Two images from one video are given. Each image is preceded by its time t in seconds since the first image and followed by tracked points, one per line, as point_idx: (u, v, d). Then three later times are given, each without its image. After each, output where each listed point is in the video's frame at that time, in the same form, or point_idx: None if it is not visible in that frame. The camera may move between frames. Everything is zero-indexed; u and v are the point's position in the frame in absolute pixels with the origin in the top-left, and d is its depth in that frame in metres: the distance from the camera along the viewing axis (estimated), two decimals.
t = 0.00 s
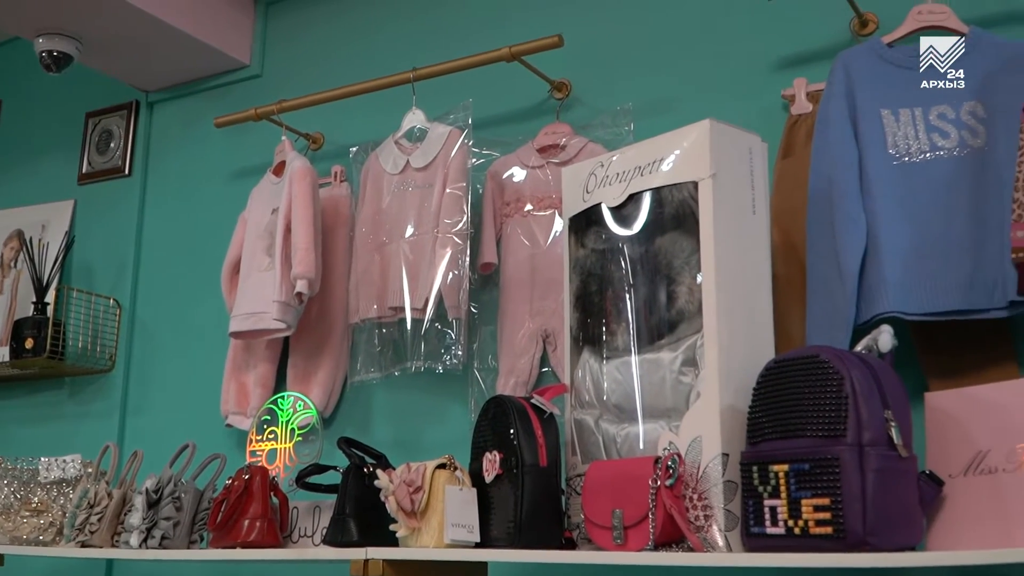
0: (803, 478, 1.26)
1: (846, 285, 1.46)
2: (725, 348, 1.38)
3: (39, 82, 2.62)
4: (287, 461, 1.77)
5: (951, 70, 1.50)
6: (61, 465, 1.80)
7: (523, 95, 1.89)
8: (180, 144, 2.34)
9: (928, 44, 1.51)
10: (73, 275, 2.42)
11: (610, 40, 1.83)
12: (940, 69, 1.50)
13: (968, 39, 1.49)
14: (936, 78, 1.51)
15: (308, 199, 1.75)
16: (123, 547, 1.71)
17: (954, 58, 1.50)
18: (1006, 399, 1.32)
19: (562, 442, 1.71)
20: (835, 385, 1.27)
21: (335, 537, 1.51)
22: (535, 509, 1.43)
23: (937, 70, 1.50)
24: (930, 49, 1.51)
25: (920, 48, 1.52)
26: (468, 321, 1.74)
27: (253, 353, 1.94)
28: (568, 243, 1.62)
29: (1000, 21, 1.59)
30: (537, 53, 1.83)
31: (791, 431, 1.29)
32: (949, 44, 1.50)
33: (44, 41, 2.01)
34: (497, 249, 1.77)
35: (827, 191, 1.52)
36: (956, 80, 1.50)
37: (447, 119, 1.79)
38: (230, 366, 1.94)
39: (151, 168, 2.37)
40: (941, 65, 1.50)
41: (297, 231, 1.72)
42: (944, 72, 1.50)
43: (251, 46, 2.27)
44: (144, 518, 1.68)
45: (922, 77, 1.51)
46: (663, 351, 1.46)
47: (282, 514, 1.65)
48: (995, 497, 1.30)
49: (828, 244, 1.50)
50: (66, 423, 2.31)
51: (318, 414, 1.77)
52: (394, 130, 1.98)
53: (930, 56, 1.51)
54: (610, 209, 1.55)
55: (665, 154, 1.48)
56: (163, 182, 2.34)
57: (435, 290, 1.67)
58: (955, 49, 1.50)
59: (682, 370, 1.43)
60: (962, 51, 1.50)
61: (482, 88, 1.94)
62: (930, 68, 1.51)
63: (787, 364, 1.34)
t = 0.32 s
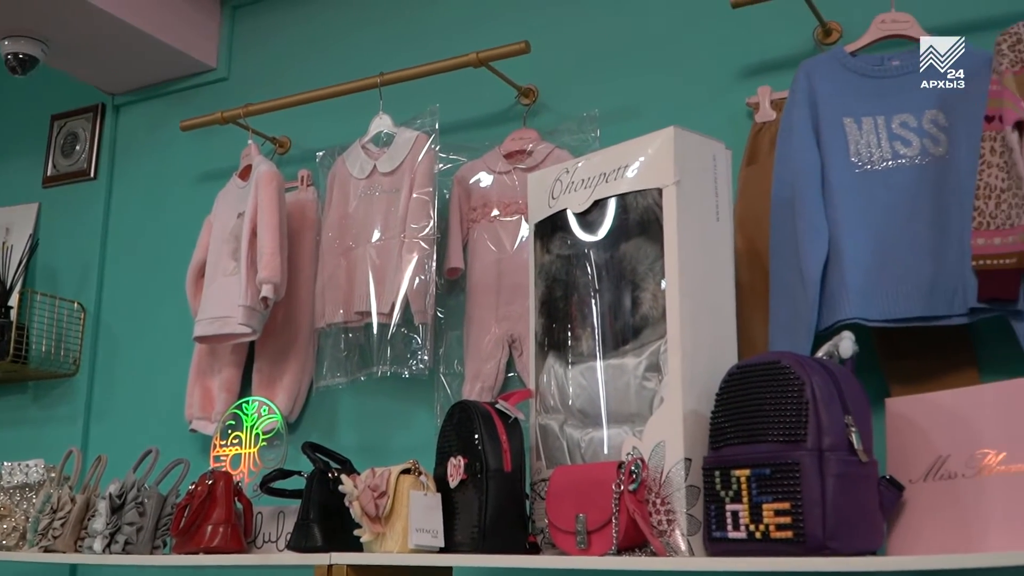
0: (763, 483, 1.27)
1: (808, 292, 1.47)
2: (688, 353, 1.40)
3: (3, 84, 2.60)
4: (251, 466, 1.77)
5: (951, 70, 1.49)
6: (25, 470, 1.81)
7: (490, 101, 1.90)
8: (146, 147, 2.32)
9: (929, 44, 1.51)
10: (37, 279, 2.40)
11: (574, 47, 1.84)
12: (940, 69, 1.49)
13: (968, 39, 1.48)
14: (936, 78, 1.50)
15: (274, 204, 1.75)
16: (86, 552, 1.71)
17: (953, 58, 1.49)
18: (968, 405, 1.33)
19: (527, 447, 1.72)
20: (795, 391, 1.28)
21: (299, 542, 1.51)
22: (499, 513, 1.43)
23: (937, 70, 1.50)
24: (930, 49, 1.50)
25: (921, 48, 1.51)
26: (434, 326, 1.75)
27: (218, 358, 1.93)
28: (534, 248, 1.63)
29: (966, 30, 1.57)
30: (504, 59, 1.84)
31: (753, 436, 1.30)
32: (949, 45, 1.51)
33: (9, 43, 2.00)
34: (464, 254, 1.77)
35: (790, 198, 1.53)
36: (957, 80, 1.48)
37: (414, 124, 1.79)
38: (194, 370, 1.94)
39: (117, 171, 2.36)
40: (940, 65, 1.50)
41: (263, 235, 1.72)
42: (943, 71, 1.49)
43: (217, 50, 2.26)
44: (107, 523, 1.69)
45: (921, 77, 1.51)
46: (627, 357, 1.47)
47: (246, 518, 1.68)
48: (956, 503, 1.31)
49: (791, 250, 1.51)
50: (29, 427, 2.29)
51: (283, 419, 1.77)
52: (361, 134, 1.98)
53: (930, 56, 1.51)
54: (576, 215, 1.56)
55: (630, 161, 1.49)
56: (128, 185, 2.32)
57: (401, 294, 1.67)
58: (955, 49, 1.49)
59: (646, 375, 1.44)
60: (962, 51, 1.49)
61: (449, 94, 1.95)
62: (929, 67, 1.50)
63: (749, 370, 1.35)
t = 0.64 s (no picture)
0: (724, 487, 1.28)
1: (770, 297, 1.48)
2: (650, 359, 1.40)
3: None
4: (213, 472, 1.77)
5: (951, 70, 1.48)
6: None
7: (456, 105, 1.90)
8: (110, 149, 2.31)
9: (929, 45, 1.52)
10: None
11: (539, 53, 1.85)
12: (940, 68, 1.48)
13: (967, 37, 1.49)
14: (936, 78, 1.48)
15: (238, 207, 1.75)
16: (48, 556, 1.71)
17: (953, 58, 1.48)
18: (929, 411, 1.34)
19: (490, 451, 1.72)
20: (756, 396, 1.29)
21: (260, 547, 1.51)
22: (462, 516, 1.44)
23: (937, 70, 1.48)
24: (930, 49, 1.51)
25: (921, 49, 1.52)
26: (399, 331, 1.75)
27: (181, 362, 1.92)
28: (498, 253, 1.63)
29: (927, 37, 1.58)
30: (470, 63, 1.84)
31: (714, 440, 1.31)
32: (949, 45, 1.51)
33: None
34: (428, 258, 1.77)
35: (752, 205, 1.53)
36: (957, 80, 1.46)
37: (379, 128, 1.79)
38: (157, 374, 1.93)
39: (80, 173, 2.34)
40: (939, 63, 1.49)
41: (227, 239, 1.71)
42: (943, 69, 1.48)
43: (182, 52, 2.25)
44: (69, 527, 1.69)
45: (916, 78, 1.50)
46: (590, 361, 1.48)
47: (208, 524, 1.70)
48: (916, 506, 1.32)
49: (753, 256, 1.53)
50: None
51: (244, 424, 1.78)
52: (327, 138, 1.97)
53: (931, 55, 1.51)
54: (539, 220, 1.57)
55: (594, 167, 1.50)
56: (92, 188, 2.31)
57: (366, 299, 1.67)
58: (955, 49, 1.49)
59: (609, 380, 1.45)
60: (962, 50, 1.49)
61: (415, 98, 1.95)
62: (929, 65, 1.50)
63: (710, 375, 1.36)
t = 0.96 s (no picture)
0: (687, 490, 1.28)
1: (733, 301, 1.49)
2: (615, 362, 1.41)
3: None
4: (176, 474, 1.83)
5: (951, 70, 1.46)
6: None
7: (423, 108, 1.90)
8: (74, 150, 2.29)
9: (928, 44, 1.49)
10: None
11: (505, 56, 1.85)
12: (941, 68, 1.46)
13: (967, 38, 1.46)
14: (937, 77, 1.46)
15: (203, 209, 1.74)
16: (9, 559, 1.69)
17: (953, 58, 1.46)
18: (891, 415, 1.36)
19: (455, 454, 1.72)
20: (719, 400, 1.30)
21: (223, 551, 1.51)
22: (426, 519, 1.43)
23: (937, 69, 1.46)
24: (930, 48, 1.48)
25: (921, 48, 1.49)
26: (364, 333, 1.74)
27: (143, 364, 1.91)
28: (464, 256, 1.63)
29: (888, 45, 1.59)
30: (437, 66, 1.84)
31: (677, 444, 1.32)
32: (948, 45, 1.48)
33: None
34: (394, 261, 1.77)
35: (716, 209, 1.55)
36: (956, 80, 1.45)
37: (345, 130, 1.78)
38: (119, 377, 1.91)
39: (44, 174, 2.32)
40: (939, 62, 1.46)
41: (191, 241, 1.70)
42: (942, 69, 1.46)
43: (148, 52, 2.24)
44: (30, 530, 1.68)
45: (878, 84, 1.52)
46: (555, 365, 1.48)
47: (170, 527, 1.70)
48: (877, 509, 1.33)
49: (718, 261, 1.53)
50: None
51: (208, 426, 1.83)
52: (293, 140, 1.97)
53: (930, 55, 1.48)
54: (505, 224, 1.57)
55: (559, 171, 1.50)
56: (55, 188, 2.28)
57: (330, 301, 1.66)
58: (955, 50, 1.47)
59: (573, 384, 1.45)
60: (961, 51, 1.46)
61: (382, 100, 1.95)
62: (928, 65, 1.47)
63: (674, 378, 1.37)
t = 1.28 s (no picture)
0: (650, 492, 1.29)
1: (697, 304, 1.50)
2: (580, 364, 1.41)
3: None
4: (138, 476, 1.76)
5: (950, 70, 1.46)
6: None
7: (390, 109, 1.90)
8: (38, 149, 2.27)
9: (928, 44, 1.46)
10: None
11: (471, 58, 1.85)
12: (941, 71, 1.45)
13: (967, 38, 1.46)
14: (936, 79, 1.45)
15: (167, 208, 1.73)
16: None
17: (954, 59, 1.45)
18: (853, 418, 1.37)
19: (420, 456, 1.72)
20: (682, 402, 1.31)
21: (184, 553, 1.51)
22: (389, 521, 1.43)
23: (937, 71, 1.45)
24: (931, 48, 1.45)
25: (921, 48, 1.46)
26: (329, 335, 1.74)
27: (108, 365, 1.91)
28: (430, 258, 1.63)
29: (851, 50, 1.61)
30: (404, 68, 1.84)
31: (640, 446, 1.32)
32: (946, 42, 1.46)
33: None
34: (360, 263, 1.77)
35: (681, 213, 1.55)
36: (956, 80, 1.45)
37: (311, 131, 1.78)
38: (83, 378, 1.91)
39: (7, 173, 2.29)
40: (940, 65, 1.45)
41: (155, 242, 1.69)
42: (943, 71, 1.45)
43: (113, 52, 2.22)
44: None
45: (841, 90, 1.53)
46: (520, 367, 1.48)
47: (132, 529, 1.68)
48: (841, 512, 1.33)
49: (682, 263, 1.54)
50: None
51: (171, 428, 1.77)
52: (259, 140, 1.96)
53: (930, 55, 1.46)
54: (470, 226, 1.57)
55: (525, 173, 1.50)
56: (19, 187, 2.26)
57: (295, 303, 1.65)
58: (955, 50, 1.46)
59: (538, 386, 1.45)
60: (962, 50, 1.46)
61: (349, 101, 1.94)
62: (929, 67, 1.46)
63: (638, 381, 1.37)
